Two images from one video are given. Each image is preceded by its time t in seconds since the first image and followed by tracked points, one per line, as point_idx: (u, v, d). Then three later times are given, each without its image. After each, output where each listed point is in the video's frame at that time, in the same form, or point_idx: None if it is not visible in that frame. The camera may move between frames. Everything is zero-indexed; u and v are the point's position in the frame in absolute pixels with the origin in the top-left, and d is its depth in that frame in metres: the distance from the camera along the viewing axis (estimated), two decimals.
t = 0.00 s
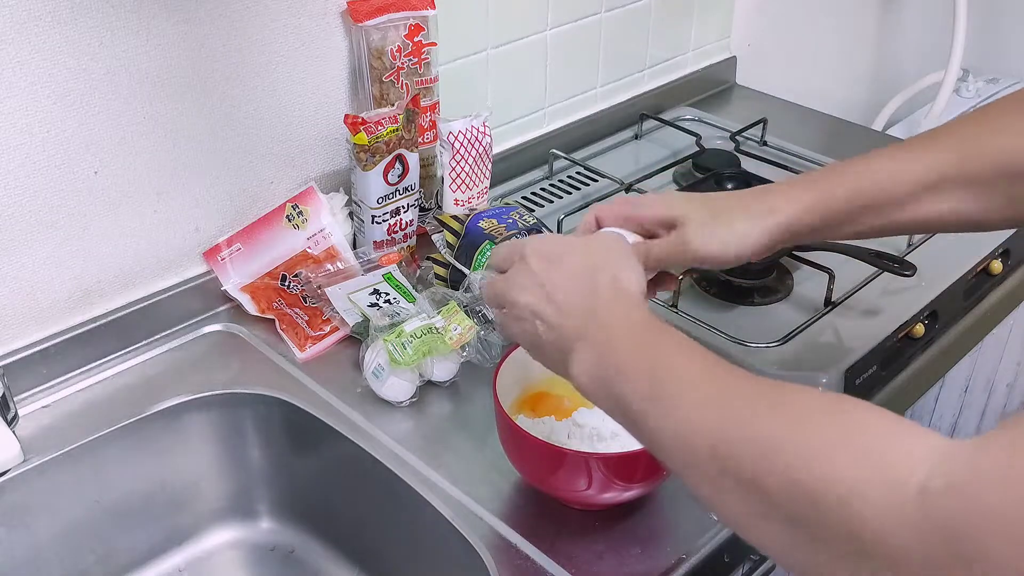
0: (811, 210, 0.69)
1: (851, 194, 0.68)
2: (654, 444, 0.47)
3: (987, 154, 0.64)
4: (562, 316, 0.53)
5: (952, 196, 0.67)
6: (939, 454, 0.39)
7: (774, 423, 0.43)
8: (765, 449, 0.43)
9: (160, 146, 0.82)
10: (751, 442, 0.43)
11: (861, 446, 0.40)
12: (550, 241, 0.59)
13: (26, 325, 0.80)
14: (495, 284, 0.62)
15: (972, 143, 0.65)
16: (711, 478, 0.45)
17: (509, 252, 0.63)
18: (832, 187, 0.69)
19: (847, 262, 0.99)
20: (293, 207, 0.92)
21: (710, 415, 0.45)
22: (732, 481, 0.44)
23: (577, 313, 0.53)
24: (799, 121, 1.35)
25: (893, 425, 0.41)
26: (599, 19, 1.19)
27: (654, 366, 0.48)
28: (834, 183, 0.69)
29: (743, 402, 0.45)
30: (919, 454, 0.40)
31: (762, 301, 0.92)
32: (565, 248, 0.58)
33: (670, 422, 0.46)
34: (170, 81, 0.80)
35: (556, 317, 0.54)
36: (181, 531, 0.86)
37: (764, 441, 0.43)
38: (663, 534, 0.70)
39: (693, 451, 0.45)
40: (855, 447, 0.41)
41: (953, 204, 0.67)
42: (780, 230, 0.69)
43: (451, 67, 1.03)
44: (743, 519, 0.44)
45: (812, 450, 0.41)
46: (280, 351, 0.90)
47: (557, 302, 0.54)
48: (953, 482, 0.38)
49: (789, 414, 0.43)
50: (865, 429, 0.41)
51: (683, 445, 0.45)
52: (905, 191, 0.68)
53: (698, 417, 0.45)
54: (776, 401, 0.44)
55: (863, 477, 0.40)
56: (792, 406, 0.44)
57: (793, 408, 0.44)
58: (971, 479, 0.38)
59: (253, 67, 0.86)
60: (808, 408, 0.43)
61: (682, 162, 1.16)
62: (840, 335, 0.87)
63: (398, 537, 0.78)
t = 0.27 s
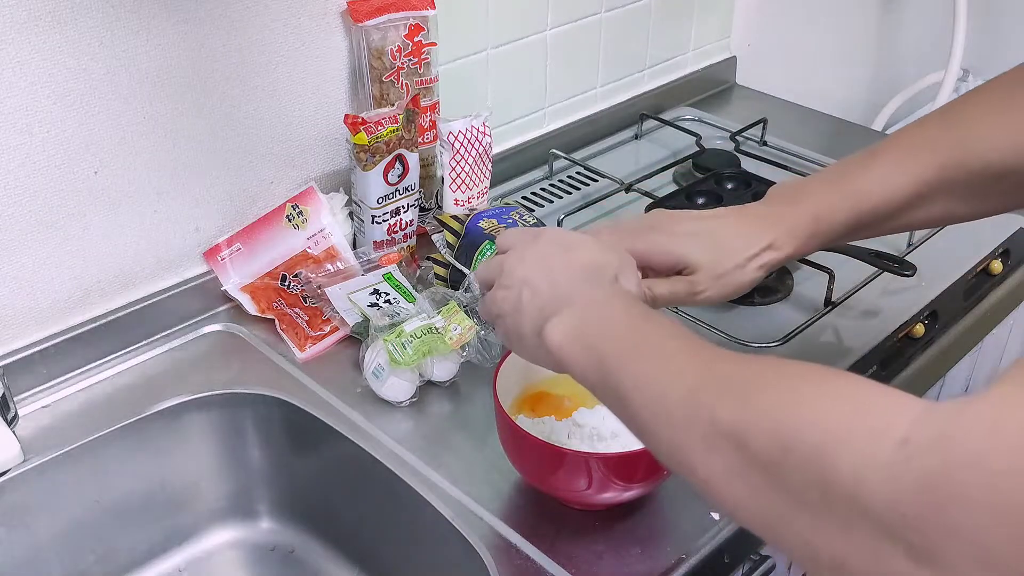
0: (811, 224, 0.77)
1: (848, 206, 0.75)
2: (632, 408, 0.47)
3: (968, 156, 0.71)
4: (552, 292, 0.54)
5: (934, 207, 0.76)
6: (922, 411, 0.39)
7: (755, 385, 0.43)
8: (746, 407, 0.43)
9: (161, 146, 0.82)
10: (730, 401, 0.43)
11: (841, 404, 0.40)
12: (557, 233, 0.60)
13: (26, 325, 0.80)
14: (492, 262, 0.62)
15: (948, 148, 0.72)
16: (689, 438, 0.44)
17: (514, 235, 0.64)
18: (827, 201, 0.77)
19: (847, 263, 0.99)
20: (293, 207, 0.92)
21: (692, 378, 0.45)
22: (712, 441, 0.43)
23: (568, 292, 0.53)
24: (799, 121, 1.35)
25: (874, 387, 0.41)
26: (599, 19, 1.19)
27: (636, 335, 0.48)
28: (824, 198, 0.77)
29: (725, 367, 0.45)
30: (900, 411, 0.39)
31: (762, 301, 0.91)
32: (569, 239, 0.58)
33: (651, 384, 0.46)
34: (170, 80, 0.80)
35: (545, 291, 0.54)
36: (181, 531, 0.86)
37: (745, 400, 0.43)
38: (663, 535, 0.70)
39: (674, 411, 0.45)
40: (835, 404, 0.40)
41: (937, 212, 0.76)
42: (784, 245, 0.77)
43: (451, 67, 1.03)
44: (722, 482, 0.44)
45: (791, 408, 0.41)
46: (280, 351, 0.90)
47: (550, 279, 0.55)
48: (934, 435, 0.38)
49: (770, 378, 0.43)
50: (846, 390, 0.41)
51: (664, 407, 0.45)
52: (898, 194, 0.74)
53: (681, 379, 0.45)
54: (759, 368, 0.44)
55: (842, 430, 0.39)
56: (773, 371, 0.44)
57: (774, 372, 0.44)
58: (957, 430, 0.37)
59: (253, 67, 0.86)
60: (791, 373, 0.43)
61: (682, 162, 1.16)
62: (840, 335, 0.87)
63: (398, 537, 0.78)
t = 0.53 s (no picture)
0: (816, 206, 0.76)
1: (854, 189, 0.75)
2: (643, 406, 0.48)
3: (973, 143, 0.72)
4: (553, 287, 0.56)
5: (936, 194, 0.77)
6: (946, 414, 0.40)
7: (771, 385, 0.44)
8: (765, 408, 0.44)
9: (161, 146, 0.82)
10: (747, 402, 0.44)
11: (862, 405, 0.41)
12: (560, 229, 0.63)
13: (27, 325, 0.80)
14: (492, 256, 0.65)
15: (955, 135, 0.72)
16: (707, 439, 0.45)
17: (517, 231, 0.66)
18: (832, 182, 0.76)
19: (847, 263, 0.99)
20: (293, 207, 0.92)
21: (704, 376, 0.46)
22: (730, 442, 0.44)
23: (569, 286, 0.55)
24: (799, 121, 1.35)
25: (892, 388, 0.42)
26: (599, 19, 1.19)
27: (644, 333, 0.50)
28: (831, 180, 0.76)
29: (738, 366, 0.46)
30: (922, 413, 0.40)
31: (762, 301, 0.92)
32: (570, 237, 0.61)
33: (666, 385, 0.47)
34: (170, 80, 0.80)
35: (547, 285, 0.57)
36: (181, 531, 0.86)
37: (762, 400, 0.44)
38: (663, 535, 0.70)
39: (689, 412, 0.46)
40: (856, 405, 0.41)
41: (938, 199, 0.77)
42: (787, 224, 0.77)
43: (451, 67, 1.03)
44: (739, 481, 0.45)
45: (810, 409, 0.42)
46: (280, 351, 0.90)
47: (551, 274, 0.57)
48: (961, 439, 0.39)
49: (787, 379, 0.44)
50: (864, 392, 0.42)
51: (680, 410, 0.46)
52: (902, 179, 0.75)
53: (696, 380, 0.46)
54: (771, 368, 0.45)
55: (865, 432, 0.40)
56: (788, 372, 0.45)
57: (791, 372, 0.45)
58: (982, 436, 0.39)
59: (253, 67, 0.86)
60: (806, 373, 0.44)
61: (682, 162, 1.16)
62: (840, 335, 0.87)
63: (398, 537, 0.78)
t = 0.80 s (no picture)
0: (842, 203, 0.77)
1: (881, 188, 0.76)
2: (671, 438, 0.48)
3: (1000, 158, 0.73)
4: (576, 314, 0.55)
5: (959, 209, 0.77)
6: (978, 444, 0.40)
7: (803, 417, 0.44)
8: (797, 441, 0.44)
9: (161, 146, 0.82)
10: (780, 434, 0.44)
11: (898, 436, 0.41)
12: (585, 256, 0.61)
13: (27, 325, 0.80)
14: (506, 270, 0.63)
15: (991, 147, 0.74)
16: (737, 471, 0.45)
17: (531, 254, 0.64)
18: (857, 187, 0.77)
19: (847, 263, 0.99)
20: (293, 207, 0.92)
21: (733, 408, 0.46)
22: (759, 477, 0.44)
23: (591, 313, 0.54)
24: (799, 121, 1.35)
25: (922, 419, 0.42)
26: (599, 19, 1.19)
27: (669, 362, 0.49)
28: (859, 181, 0.77)
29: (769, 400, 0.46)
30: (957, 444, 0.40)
31: (762, 301, 0.92)
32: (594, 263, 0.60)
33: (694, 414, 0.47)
34: (170, 80, 0.80)
35: (571, 312, 0.55)
36: (181, 531, 0.86)
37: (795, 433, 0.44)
38: (663, 535, 0.70)
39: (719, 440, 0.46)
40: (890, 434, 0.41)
41: (965, 211, 0.77)
42: (809, 219, 0.78)
43: (451, 67, 1.03)
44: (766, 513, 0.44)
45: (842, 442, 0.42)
46: (280, 351, 0.90)
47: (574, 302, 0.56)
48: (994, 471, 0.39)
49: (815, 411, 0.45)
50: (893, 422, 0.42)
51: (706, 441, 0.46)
52: (930, 186, 0.76)
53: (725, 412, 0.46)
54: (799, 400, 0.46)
55: (904, 460, 0.40)
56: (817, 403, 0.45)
57: (825, 404, 0.45)
58: None
59: (253, 67, 0.86)
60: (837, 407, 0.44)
61: (682, 162, 1.16)
62: (840, 335, 0.87)
63: (398, 537, 0.78)
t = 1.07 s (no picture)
0: (849, 243, 0.73)
1: (888, 227, 0.73)
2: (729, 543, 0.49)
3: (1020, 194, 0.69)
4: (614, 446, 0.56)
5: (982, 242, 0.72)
6: None
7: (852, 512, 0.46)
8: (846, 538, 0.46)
9: (161, 146, 0.82)
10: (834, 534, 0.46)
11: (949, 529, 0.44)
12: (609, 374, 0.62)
13: (27, 325, 0.80)
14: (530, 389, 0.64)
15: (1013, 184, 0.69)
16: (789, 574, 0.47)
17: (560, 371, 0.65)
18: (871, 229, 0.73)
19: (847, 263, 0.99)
20: (293, 207, 0.92)
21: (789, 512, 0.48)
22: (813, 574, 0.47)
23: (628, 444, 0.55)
24: (799, 121, 1.35)
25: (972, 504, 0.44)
26: (599, 19, 1.19)
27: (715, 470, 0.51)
28: (866, 221, 0.74)
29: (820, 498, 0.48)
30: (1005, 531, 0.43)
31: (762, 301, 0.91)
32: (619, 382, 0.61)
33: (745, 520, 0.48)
34: (170, 80, 0.80)
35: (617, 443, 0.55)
36: (181, 531, 0.86)
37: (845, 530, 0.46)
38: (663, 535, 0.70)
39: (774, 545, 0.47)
40: (943, 528, 0.44)
41: (979, 248, 0.72)
42: (816, 258, 0.73)
43: (451, 67, 1.03)
44: None
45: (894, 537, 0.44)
46: (280, 351, 0.90)
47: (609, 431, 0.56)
48: None
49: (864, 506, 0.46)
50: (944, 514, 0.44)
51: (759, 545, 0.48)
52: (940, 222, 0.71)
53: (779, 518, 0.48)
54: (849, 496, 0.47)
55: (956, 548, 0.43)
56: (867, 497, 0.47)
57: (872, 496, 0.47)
58: None
59: (253, 67, 0.86)
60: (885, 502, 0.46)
61: (682, 162, 1.16)
62: (840, 335, 0.87)
63: (398, 537, 0.78)
